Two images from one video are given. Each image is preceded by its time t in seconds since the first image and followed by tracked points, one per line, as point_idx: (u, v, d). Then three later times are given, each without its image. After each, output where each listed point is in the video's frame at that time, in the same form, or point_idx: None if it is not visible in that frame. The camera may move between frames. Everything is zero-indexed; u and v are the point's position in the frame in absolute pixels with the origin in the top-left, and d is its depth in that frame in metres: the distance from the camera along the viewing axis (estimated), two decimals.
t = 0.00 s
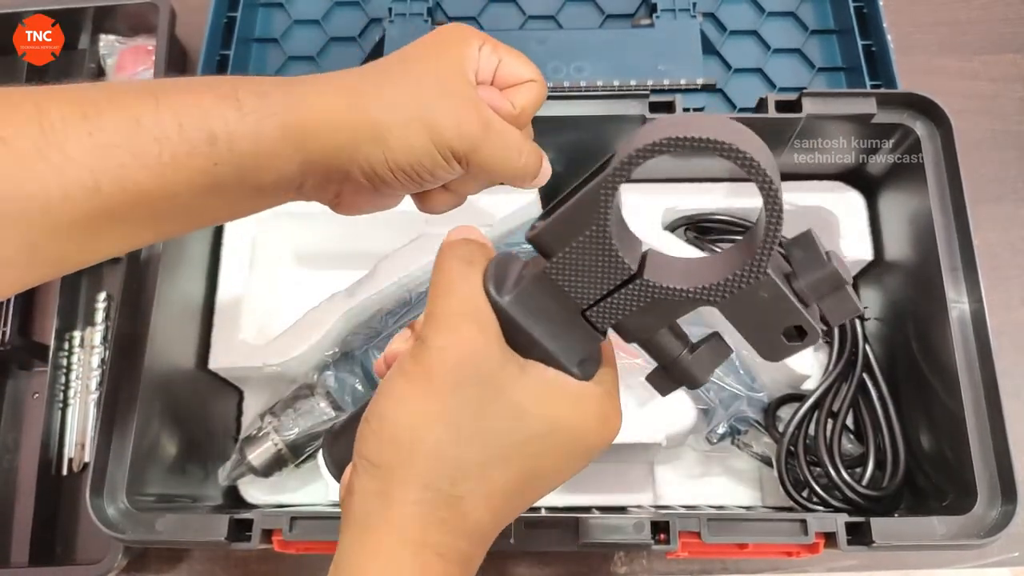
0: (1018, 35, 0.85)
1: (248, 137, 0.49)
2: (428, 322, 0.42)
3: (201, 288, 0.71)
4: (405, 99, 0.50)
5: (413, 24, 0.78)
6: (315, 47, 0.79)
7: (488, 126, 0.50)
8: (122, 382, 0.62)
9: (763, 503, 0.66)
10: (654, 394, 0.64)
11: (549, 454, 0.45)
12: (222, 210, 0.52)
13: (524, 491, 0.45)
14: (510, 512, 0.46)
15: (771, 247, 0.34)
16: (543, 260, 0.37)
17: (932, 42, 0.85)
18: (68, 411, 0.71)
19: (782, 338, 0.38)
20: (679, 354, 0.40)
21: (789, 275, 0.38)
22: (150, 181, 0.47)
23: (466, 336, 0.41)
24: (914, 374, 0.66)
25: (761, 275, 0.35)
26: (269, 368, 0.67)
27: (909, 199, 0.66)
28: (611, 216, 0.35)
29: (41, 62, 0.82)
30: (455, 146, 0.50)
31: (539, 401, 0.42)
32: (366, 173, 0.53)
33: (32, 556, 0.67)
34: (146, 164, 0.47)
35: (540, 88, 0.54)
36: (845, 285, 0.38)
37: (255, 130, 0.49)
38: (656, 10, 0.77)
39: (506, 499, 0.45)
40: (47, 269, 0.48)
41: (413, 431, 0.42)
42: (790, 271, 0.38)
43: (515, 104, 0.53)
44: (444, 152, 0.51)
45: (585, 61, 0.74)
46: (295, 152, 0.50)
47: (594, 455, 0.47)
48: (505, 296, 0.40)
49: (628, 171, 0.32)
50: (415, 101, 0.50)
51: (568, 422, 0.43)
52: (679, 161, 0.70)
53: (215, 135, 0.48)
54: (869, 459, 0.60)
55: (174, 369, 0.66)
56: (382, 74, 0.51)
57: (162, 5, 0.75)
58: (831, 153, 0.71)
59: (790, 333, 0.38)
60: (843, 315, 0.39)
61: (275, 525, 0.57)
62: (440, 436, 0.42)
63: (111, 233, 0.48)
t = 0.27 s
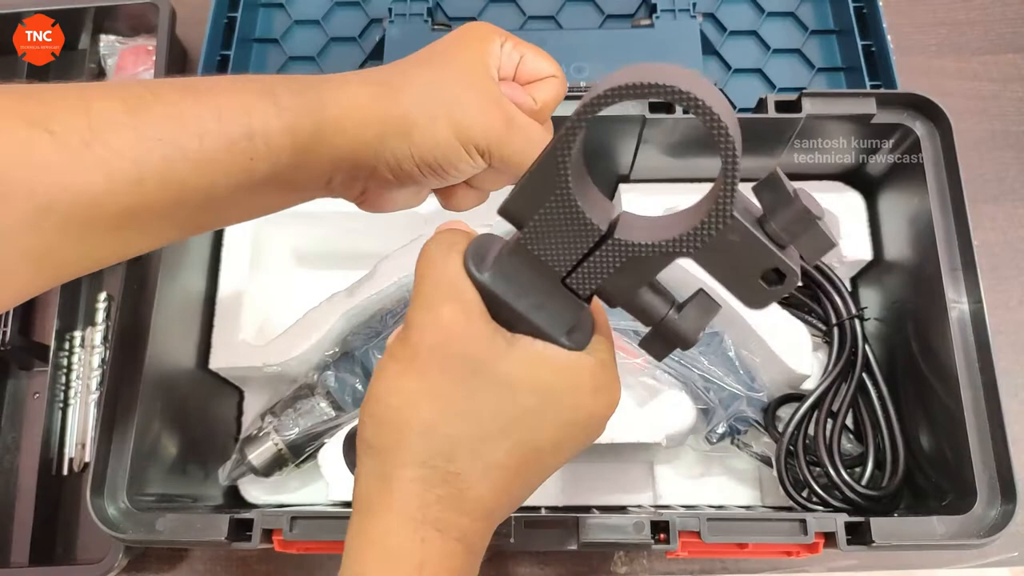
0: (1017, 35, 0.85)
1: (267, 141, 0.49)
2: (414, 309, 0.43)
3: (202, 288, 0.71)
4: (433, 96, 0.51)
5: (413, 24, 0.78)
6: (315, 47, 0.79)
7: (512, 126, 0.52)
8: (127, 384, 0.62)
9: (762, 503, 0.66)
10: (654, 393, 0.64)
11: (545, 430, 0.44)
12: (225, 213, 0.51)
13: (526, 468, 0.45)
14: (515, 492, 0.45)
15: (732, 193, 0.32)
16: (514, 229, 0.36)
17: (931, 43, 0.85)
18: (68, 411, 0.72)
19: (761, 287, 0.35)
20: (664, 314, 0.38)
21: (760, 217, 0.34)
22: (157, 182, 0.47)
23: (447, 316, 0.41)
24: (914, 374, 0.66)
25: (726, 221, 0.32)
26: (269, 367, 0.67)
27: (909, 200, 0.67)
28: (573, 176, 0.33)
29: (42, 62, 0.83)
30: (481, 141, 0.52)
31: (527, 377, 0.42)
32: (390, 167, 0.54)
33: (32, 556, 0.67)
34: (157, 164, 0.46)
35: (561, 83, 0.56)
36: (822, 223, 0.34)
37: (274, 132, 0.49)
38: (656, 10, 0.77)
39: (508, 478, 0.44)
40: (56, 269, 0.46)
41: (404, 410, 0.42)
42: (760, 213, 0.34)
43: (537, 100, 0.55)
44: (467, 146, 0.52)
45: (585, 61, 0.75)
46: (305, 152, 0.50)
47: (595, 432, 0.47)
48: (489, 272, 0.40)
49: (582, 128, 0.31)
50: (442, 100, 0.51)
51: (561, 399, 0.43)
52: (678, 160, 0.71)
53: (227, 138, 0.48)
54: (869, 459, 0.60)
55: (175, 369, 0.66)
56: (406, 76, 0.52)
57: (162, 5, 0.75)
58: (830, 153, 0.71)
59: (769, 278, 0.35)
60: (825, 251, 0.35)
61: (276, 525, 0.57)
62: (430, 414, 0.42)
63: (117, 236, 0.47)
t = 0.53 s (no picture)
0: (1017, 35, 0.85)
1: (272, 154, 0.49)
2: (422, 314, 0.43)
3: (202, 287, 0.71)
4: (439, 116, 0.52)
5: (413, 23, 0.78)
6: (315, 47, 0.79)
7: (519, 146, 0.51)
8: (129, 392, 0.62)
9: (763, 503, 0.66)
10: (655, 393, 0.64)
11: (553, 432, 0.44)
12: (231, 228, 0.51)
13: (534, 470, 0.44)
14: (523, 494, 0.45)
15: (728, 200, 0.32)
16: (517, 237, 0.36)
17: (931, 42, 0.85)
18: (68, 410, 0.72)
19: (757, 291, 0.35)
20: (665, 319, 0.38)
21: (754, 224, 0.34)
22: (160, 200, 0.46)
23: (453, 318, 0.41)
24: (914, 374, 0.66)
25: (724, 226, 0.32)
26: (269, 368, 0.67)
27: (909, 199, 0.66)
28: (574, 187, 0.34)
29: (42, 63, 0.82)
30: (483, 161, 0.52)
31: (534, 379, 0.42)
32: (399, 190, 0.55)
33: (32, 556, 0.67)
34: (158, 180, 0.46)
35: (567, 104, 0.57)
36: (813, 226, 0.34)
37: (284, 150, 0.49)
38: (656, 10, 0.77)
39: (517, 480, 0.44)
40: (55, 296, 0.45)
41: (414, 411, 0.42)
42: (754, 221, 0.35)
43: (542, 120, 0.56)
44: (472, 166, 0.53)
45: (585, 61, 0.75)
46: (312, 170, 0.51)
47: (602, 432, 0.46)
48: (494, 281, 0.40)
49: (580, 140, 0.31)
50: (449, 121, 0.51)
51: (567, 400, 0.43)
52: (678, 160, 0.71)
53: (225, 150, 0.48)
54: (869, 459, 0.60)
55: (175, 369, 0.66)
56: (413, 96, 0.53)
57: (162, 5, 0.75)
58: (830, 153, 0.71)
59: (764, 282, 0.35)
60: (821, 254, 0.35)
61: (276, 525, 0.56)
62: (438, 416, 0.42)
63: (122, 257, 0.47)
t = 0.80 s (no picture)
0: (1017, 35, 0.85)
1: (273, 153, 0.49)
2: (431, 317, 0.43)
3: (202, 287, 0.71)
4: (438, 110, 0.51)
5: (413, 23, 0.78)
6: (315, 47, 0.79)
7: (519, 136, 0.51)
8: (130, 392, 0.62)
9: (762, 503, 0.66)
10: (655, 393, 0.64)
11: (564, 436, 0.44)
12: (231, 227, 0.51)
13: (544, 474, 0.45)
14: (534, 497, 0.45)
15: (741, 203, 0.32)
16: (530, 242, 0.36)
17: (931, 43, 0.85)
18: (69, 410, 0.72)
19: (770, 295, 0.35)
20: (676, 323, 0.38)
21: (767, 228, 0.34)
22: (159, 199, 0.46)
23: (462, 322, 0.41)
24: (914, 374, 0.66)
25: (737, 230, 0.32)
26: (269, 368, 0.67)
27: (909, 199, 0.67)
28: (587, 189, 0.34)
29: (41, 63, 0.82)
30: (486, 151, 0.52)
31: (545, 383, 0.42)
32: (404, 187, 0.54)
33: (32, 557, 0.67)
34: (154, 177, 0.46)
35: (567, 94, 0.57)
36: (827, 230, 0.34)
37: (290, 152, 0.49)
38: (656, 10, 0.77)
39: (527, 484, 0.44)
40: (59, 296, 0.46)
41: (424, 416, 0.42)
42: (767, 224, 0.34)
43: (543, 109, 0.56)
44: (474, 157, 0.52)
45: (585, 61, 0.75)
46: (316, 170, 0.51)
47: (612, 435, 0.46)
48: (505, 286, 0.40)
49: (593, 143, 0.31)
50: (453, 109, 0.51)
51: (578, 404, 0.43)
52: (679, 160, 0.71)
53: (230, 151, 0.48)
54: (869, 459, 0.60)
55: (175, 370, 0.66)
56: (413, 88, 0.52)
57: (162, 5, 0.75)
58: (830, 153, 0.71)
59: (777, 287, 0.35)
60: (834, 257, 0.35)
61: (276, 525, 0.56)
62: (447, 422, 0.42)
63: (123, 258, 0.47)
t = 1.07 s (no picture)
0: (1017, 35, 0.85)
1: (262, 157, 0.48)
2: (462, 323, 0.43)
3: (202, 290, 0.71)
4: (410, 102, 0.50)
5: (413, 23, 0.77)
6: (315, 47, 0.79)
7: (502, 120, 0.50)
8: (129, 392, 0.62)
9: (763, 503, 0.66)
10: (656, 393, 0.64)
11: (592, 444, 0.44)
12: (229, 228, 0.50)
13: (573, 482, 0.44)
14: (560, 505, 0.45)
15: (792, 218, 0.34)
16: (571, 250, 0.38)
17: (931, 43, 0.85)
18: (69, 410, 0.72)
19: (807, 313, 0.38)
20: (708, 335, 0.40)
21: (811, 248, 0.37)
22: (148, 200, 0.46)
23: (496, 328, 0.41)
24: (914, 373, 0.66)
25: (786, 247, 0.35)
26: (268, 368, 0.67)
27: (909, 199, 0.67)
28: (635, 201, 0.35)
29: (41, 63, 0.82)
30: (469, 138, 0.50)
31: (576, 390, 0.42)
32: (377, 179, 0.52)
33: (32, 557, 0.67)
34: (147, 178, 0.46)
35: (552, 69, 0.56)
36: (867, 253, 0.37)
37: (288, 157, 0.48)
38: (656, 10, 0.77)
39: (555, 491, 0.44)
40: (52, 296, 0.47)
41: (460, 426, 0.41)
42: (812, 244, 0.37)
43: (536, 90, 0.55)
44: (455, 142, 0.50)
45: (585, 62, 0.75)
46: (305, 168, 0.49)
47: (635, 442, 0.47)
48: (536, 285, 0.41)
49: (649, 153, 0.33)
50: (428, 95, 0.50)
51: (609, 415, 0.43)
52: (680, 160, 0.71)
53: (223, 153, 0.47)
54: (869, 459, 0.60)
55: (175, 369, 0.66)
56: (389, 80, 0.51)
57: (162, 6, 0.75)
58: (830, 153, 0.71)
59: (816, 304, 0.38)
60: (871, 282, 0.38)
61: (276, 525, 0.56)
62: (480, 429, 0.41)
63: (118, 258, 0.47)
